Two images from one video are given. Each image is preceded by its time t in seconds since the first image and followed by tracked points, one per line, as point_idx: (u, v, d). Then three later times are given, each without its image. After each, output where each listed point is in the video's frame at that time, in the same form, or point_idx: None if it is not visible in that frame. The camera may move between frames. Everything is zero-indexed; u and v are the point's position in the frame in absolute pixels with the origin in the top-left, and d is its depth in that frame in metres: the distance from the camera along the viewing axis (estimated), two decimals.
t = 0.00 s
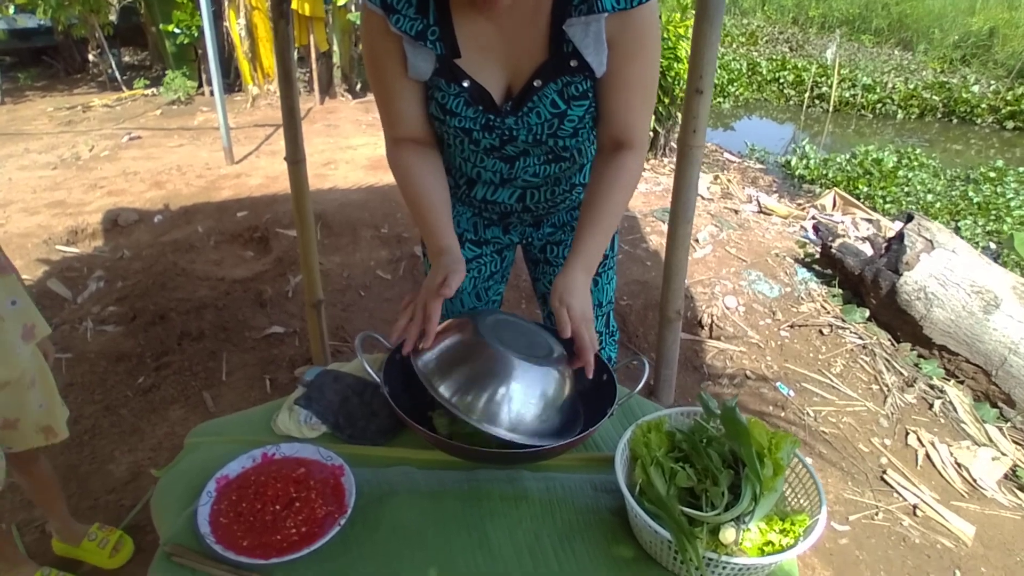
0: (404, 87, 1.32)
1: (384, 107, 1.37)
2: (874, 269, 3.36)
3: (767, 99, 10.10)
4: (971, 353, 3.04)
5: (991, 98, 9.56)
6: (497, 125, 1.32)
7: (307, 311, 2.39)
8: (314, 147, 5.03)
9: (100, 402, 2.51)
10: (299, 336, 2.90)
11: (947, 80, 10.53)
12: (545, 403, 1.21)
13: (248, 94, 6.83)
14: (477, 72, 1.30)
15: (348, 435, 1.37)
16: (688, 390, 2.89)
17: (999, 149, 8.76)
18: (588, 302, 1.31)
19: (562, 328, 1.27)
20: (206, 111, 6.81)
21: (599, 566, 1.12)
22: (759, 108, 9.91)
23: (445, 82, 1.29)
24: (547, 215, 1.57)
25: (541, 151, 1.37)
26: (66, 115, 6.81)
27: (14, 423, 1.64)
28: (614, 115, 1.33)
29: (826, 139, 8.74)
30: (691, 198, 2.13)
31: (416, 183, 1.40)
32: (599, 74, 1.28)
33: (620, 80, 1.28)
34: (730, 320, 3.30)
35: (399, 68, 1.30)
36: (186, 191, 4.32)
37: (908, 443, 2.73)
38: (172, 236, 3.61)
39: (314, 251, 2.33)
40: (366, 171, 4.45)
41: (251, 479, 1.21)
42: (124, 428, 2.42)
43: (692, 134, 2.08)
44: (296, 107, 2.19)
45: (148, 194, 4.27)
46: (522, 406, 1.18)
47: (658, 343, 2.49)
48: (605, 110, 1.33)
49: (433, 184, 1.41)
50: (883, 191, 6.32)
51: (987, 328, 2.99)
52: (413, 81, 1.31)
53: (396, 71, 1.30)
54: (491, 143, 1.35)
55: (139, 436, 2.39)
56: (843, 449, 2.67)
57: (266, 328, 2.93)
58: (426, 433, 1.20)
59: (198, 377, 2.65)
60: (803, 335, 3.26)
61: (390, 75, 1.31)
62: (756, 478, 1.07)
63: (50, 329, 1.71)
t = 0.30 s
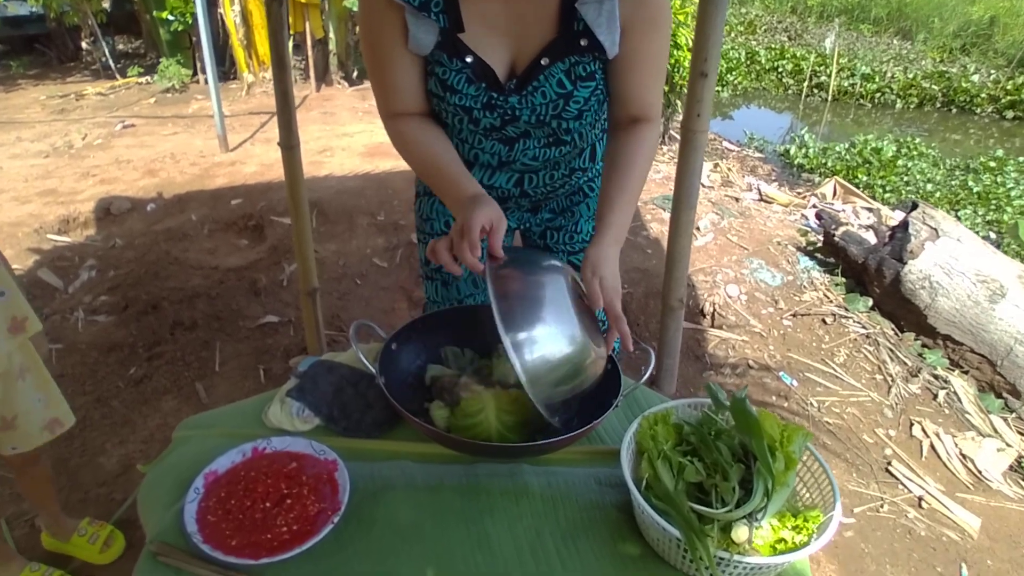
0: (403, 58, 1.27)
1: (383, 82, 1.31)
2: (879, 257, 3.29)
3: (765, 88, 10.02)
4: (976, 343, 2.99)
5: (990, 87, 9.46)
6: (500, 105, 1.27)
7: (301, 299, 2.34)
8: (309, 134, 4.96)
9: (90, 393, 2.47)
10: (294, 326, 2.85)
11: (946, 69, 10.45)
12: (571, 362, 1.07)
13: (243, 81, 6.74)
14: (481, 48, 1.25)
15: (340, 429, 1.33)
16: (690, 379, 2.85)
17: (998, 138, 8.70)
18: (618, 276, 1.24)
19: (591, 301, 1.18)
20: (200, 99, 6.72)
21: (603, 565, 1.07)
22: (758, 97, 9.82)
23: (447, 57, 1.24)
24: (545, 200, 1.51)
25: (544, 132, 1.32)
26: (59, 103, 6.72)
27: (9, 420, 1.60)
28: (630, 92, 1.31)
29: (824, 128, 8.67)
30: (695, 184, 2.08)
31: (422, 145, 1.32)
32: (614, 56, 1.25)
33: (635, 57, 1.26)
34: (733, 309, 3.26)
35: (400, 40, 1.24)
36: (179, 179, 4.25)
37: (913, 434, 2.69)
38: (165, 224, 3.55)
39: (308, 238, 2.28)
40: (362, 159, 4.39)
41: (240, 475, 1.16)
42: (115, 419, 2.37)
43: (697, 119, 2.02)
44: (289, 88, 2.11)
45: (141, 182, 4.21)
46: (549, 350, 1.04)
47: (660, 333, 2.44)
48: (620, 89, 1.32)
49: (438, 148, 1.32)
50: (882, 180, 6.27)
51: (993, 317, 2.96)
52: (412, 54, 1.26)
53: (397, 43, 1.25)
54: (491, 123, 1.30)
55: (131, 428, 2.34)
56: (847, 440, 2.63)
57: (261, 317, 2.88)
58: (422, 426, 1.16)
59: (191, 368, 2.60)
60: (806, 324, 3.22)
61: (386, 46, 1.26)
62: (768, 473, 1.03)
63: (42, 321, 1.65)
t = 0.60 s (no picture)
0: (407, 25, 1.23)
1: (388, 53, 1.27)
2: (883, 240, 3.27)
3: (765, 70, 9.91)
4: (981, 327, 2.97)
5: (992, 71, 9.34)
6: (514, 71, 1.25)
7: (298, 281, 2.30)
8: (305, 114, 4.88)
9: (84, 377, 2.43)
10: (290, 308, 2.81)
11: (947, 52, 10.34)
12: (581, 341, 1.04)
13: (237, 61, 6.63)
14: (493, 11, 1.23)
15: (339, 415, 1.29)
16: (692, 363, 2.81)
17: (999, 122, 8.62)
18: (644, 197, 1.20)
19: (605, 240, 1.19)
20: (194, 79, 6.62)
21: (611, 555, 1.04)
22: (757, 79, 9.72)
23: (459, 22, 1.21)
24: (550, 178, 1.46)
25: (558, 101, 1.30)
26: (51, 84, 6.62)
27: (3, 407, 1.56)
28: (653, 43, 1.31)
29: (824, 111, 8.59)
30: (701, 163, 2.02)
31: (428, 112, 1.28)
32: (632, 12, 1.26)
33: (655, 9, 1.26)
34: (735, 292, 3.22)
35: (407, 8, 1.21)
36: (173, 160, 4.19)
37: (917, 419, 2.67)
38: (159, 206, 3.49)
39: (304, 217, 2.22)
40: (358, 139, 4.32)
41: (235, 463, 1.12)
42: (109, 404, 2.34)
43: (702, 96, 1.95)
44: (283, 65, 2.05)
45: (134, 163, 4.14)
46: (557, 327, 1.01)
47: (662, 315, 2.40)
48: (643, 44, 1.32)
49: (442, 115, 1.27)
50: (883, 163, 6.22)
51: (998, 302, 2.92)
52: (418, 21, 1.22)
53: (402, 10, 1.21)
54: (503, 92, 1.27)
55: (125, 412, 2.31)
56: (849, 424, 2.61)
57: (257, 299, 2.84)
58: (423, 413, 1.12)
59: (186, 351, 2.56)
60: (809, 307, 3.18)
61: (389, 15, 1.22)
62: (781, 462, 0.99)
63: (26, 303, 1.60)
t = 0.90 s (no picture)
0: None
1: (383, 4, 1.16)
2: (891, 223, 3.22)
3: (769, 51, 9.79)
4: (989, 312, 2.93)
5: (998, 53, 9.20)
6: (529, 29, 1.20)
7: (297, 264, 2.26)
8: (304, 95, 4.81)
9: (81, 362, 2.39)
10: (290, 292, 2.77)
11: (954, 33, 10.19)
12: (645, 263, 1.00)
13: (235, 41, 6.54)
14: None
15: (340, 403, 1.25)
16: (698, 348, 2.77)
17: (1004, 105, 8.51)
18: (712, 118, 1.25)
19: (673, 162, 1.23)
20: (192, 60, 6.53)
21: (622, 547, 1.01)
22: (761, 60, 9.60)
23: None
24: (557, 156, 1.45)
25: (573, 63, 1.27)
26: (47, 64, 6.53)
27: None
28: None
29: (828, 93, 8.48)
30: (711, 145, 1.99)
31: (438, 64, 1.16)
32: None
33: None
34: (741, 276, 3.17)
35: None
36: (170, 141, 4.13)
37: (924, 405, 2.63)
38: (156, 188, 3.44)
39: (303, 199, 2.18)
40: (358, 120, 4.25)
41: (233, 452, 1.09)
42: (107, 389, 2.31)
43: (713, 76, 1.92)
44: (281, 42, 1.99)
45: (130, 144, 4.08)
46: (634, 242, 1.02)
47: (669, 298, 2.35)
48: None
49: (454, 65, 1.16)
50: (887, 146, 6.15)
51: (1007, 288, 2.88)
52: None
53: None
54: (517, 53, 1.23)
55: (123, 397, 2.28)
56: (856, 410, 2.58)
57: (256, 283, 2.80)
58: (427, 402, 1.09)
59: (184, 335, 2.53)
60: (815, 292, 3.14)
61: None
62: (798, 453, 0.95)
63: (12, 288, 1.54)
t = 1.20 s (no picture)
0: None
1: None
2: (907, 201, 3.13)
3: (774, 28, 9.61)
4: (1009, 293, 2.89)
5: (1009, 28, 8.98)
6: None
7: (298, 246, 2.20)
8: (304, 74, 4.72)
9: (79, 349, 2.34)
10: (292, 275, 2.71)
11: (963, 8, 9.99)
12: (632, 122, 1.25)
13: (234, 21, 6.42)
14: None
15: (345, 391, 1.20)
16: (710, 329, 2.71)
17: (1014, 82, 8.35)
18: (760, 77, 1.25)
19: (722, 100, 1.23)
20: (190, 41, 6.42)
21: (643, 542, 0.96)
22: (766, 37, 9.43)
23: None
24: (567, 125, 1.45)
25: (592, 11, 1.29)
26: (44, 48, 6.44)
27: None
28: None
29: (834, 70, 8.33)
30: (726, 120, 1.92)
31: None
32: None
33: None
34: (753, 255, 3.11)
35: None
36: (169, 123, 4.05)
37: (942, 386, 2.57)
38: (155, 170, 3.37)
39: (304, 179, 2.11)
40: (359, 100, 4.16)
41: (231, 445, 1.03)
42: (106, 375, 2.26)
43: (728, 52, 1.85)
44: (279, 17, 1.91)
45: (128, 127, 4.00)
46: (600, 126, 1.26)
47: (681, 276, 2.28)
48: None
49: None
50: (896, 124, 6.04)
51: None
52: None
53: None
54: None
55: (122, 384, 2.23)
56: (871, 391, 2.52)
57: (257, 266, 2.74)
58: (435, 389, 1.03)
59: (184, 320, 2.47)
60: (829, 271, 3.07)
61: None
62: (829, 441, 0.90)
63: None
